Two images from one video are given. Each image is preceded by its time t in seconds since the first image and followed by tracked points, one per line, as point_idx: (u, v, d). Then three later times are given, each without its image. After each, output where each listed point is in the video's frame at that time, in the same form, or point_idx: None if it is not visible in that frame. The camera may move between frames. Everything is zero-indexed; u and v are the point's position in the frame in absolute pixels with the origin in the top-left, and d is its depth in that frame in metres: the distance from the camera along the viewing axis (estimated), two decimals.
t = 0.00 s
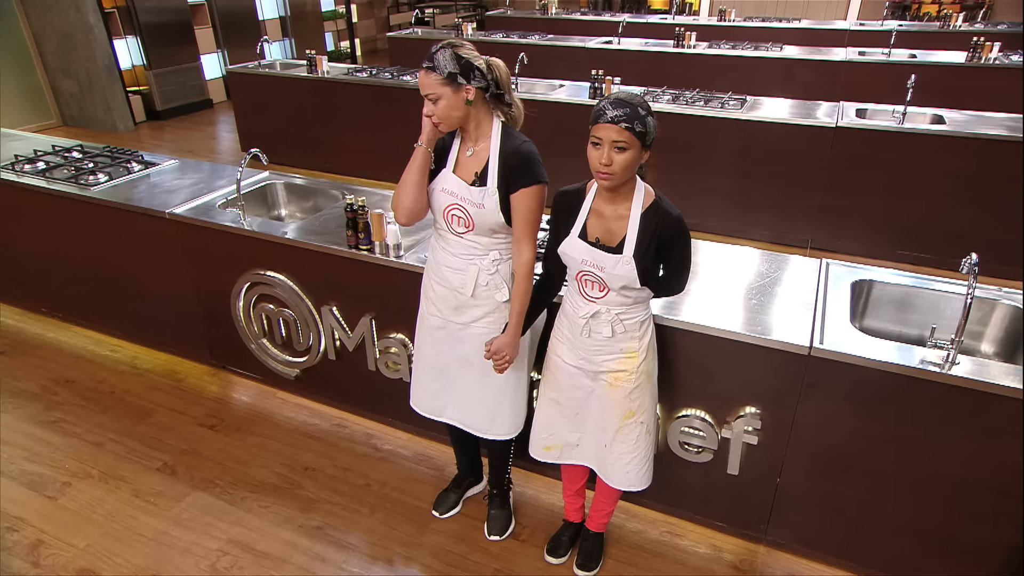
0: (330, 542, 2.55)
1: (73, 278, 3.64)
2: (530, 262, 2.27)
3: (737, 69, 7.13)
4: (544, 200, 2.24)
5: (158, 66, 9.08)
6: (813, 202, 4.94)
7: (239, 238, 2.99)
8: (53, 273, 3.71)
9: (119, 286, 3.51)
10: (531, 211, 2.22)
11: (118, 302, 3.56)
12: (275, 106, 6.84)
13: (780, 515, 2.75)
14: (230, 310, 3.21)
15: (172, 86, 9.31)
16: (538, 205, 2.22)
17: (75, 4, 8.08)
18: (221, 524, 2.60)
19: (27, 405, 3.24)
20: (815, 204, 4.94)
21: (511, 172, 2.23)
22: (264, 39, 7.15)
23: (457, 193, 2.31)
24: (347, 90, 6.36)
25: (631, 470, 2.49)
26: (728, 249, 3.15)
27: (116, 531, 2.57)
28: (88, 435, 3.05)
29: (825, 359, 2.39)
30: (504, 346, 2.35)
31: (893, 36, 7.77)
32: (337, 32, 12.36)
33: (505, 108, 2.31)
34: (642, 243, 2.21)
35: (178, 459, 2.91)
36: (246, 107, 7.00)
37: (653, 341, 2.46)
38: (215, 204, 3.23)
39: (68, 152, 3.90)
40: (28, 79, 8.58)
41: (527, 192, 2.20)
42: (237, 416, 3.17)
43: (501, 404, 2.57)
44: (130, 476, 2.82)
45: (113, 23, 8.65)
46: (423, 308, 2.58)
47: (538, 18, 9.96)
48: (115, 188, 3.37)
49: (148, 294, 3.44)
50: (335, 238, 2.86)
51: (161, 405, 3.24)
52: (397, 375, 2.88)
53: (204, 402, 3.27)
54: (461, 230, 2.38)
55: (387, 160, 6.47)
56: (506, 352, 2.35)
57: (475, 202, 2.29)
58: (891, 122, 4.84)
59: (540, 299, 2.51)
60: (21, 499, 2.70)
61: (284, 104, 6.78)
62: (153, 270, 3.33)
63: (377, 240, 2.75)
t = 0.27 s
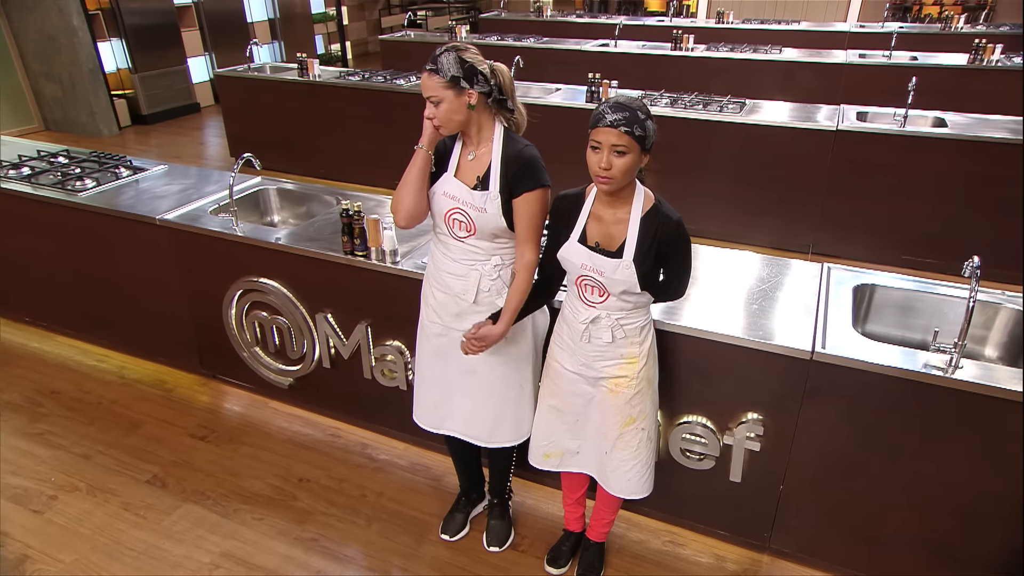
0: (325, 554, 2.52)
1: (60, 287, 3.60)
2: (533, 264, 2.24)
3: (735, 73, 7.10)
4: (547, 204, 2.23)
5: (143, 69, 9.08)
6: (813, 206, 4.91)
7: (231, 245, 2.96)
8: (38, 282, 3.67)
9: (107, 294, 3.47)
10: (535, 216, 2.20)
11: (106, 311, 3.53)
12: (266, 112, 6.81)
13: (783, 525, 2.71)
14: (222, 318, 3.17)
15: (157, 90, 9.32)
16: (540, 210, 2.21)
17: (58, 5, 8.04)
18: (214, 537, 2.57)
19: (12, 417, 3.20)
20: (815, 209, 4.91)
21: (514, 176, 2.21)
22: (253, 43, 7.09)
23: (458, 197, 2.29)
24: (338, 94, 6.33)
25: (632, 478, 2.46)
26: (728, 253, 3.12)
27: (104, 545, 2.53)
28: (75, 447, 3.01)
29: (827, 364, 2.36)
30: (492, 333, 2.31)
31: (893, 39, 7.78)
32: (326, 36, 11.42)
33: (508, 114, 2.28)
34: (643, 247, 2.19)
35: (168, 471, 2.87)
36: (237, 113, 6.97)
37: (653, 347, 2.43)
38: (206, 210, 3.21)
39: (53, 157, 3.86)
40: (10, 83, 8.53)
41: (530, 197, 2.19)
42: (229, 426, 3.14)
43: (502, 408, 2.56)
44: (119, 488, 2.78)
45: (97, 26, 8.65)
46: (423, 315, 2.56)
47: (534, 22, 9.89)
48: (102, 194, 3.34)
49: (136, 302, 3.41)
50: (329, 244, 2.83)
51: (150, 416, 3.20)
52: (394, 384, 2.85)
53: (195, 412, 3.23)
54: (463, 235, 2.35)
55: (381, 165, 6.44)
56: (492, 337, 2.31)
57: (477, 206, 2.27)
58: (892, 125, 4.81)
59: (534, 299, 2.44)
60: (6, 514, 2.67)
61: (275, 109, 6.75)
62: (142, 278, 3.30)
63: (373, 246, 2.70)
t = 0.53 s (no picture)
0: (318, 566, 2.48)
1: (42, 295, 3.56)
2: (524, 259, 2.22)
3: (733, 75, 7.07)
4: (537, 204, 2.22)
5: (125, 73, 9.05)
6: (812, 209, 4.87)
7: (221, 252, 2.93)
8: (21, 291, 3.62)
9: (91, 302, 3.43)
10: (528, 216, 2.21)
11: (90, 319, 3.49)
12: (255, 116, 6.75)
13: (783, 534, 2.68)
14: (211, 327, 3.13)
15: (139, 94, 9.28)
16: (532, 210, 2.20)
17: (37, 7, 7.97)
18: (204, 550, 2.53)
19: None
20: (813, 213, 4.88)
21: (503, 177, 2.20)
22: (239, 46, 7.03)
23: (446, 201, 2.26)
24: (330, 98, 6.29)
25: (632, 484, 2.42)
26: (726, 257, 3.09)
27: (90, 560, 2.49)
28: (58, 460, 2.96)
29: (829, 368, 2.33)
30: (464, 300, 2.28)
31: (893, 40, 7.75)
32: (315, 38, 11.64)
33: (495, 119, 2.28)
34: (641, 250, 2.16)
35: (156, 484, 2.83)
36: (225, 118, 6.90)
37: (652, 351, 2.40)
38: (195, 215, 3.17)
39: (35, 162, 3.82)
40: None
41: (520, 198, 2.18)
42: (218, 437, 3.10)
43: (493, 415, 2.49)
44: (105, 502, 2.74)
45: (77, 27, 8.54)
46: (414, 319, 2.53)
47: (528, 24, 9.84)
48: (86, 200, 3.31)
49: (121, 309, 3.37)
50: (321, 250, 2.80)
51: (137, 428, 3.16)
52: (388, 392, 2.81)
53: (183, 423, 3.19)
54: (452, 238, 2.33)
55: (373, 170, 6.39)
56: (464, 300, 2.28)
57: (466, 209, 2.24)
58: (892, 127, 4.79)
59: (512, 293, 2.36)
60: None
61: (265, 113, 6.70)
62: (128, 285, 3.27)
63: (367, 251, 2.69)
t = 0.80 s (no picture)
0: None
1: (26, 307, 3.51)
2: (513, 259, 2.24)
3: (731, 80, 7.03)
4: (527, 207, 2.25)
5: (107, 78, 9.00)
6: (811, 216, 4.84)
7: (213, 260, 2.90)
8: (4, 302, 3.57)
9: (75, 314, 3.39)
10: (518, 220, 2.23)
11: (74, 331, 3.44)
12: (246, 124, 6.70)
13: (785, 546, 2.64)
14: (202, 338, 3.09)
15: (122, 100, 9.20)
16: (523, 213, 2.23)
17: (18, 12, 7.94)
18: (193, 567, 2.48)
19: None
20: (813, 220, 4.84)
21: (493, 181, 2.23)
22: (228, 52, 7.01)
23: (436, 210, 2.29)
24: (323, 104, 6.25)
25: (631, 493, 2.39)
26: (726, 264, 3.06)
27: None
28: (42, 475, 2.91)
29: (831, 374, 2.31)
30: (438, 285, 2.29)
31: (894, 44, 7.74)
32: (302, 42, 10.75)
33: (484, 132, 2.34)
34: (639, 255, 2.14)
35: (144, 499, 2.79)
36: (215, 125, 6.85)
37: (652, 359, 2.37)
38: (186, 223, 3.15)
39: (18, 170, 3.78)
40: None
41: (511, 201, 2.22)
42: (208, 451, 3.06)
43: (482, 420, 2.45)
44: (91, 518, 2.69)
45: (59, 32, 8.55)
46: (406, 326, 2.52)
47: (521, 29, 9.79)
48: (72, 208, 3.28)
49: (106, 320, 3.32)
50: (315, 258, 2.78)
51: (123, 442, 3.11)
52: (383, 403, 2.78)
53: (172, 437, 3.15)
54: (446, 246, 2.35)
55: (366, 177, 6.35)
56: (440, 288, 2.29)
57: (458, 215, 2.27)
58: (892, 133, 4.77)
59: (499, 292, 2.34)
60: None
61: (255, 120, 6.65)
62: (114, 296, 3.23)
63: (362, 260, 2.67)
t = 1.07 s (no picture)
0: None
1: (9, 320, 3.46)
2: (517, 262, 2.26)
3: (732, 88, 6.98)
4: (523, 211, 2.25)
5: (89, 84, 8.81)
6: (812, 224, 4.80)
7: (204, 270, 2.87)
8: None
9: (60, 327, 3.34)
10: (515, 224, 2.25)
11: (58, 344, 3.40)
12: (238, 132, 6.65)
13: (789, 561, 2.59)
14: (193, 350, 3.05)
15: (105, 107, 9.02)
16: (519, 216, 2.24)
17: None
18: None
19: None
20: (814, 228, 4.79)
21: (488, 186, 2.22)
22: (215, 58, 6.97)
23: (433, 218, 2.26)
24: (317, 112, 6.20)
25: (634, 503, 2.35)
26: (727, 272, 3.02)
27: None
28: (27, 492, 2.87)
29: (836, 382, 2.28)
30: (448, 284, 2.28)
31: (896, 49, 7.73)
32: (292, 49, 11.90)
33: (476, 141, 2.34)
34: (640, 260, 2.11)
35: (133, 516, 2.74)
36: (206, 134, 6.80)
37: (653, 366, 2.33)
38: (177, 231, 3.13)
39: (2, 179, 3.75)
40: None
41: (508, 205, 2.22)
42: (198, 466, 3.01)
43: (481, 425, 2.42)
44: (78, 536, 2.65)
45: (39, 37, 8.39)
46: (405, 335, 2.50)
47: (515, 34, 9.73)
48: (57, 217, 3.24)
49: (91, 332, 3.28)
50: (309, 266, 2.75)
51: (110, 457, 3.07)
52: (380, 415, 2.74)
53: (160, 452, 3.10)
54: (444, 254, 2.32)
55: (359, 186, 6.31)
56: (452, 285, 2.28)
57: (456, 222, 2.25)
58: (895, 139, 4.74)
59: (502, 297, 2.35)
60: None
61: (247, 128, 6.62)
62: (100, 308, 3.19)
63: (359, 268, 2.65)
